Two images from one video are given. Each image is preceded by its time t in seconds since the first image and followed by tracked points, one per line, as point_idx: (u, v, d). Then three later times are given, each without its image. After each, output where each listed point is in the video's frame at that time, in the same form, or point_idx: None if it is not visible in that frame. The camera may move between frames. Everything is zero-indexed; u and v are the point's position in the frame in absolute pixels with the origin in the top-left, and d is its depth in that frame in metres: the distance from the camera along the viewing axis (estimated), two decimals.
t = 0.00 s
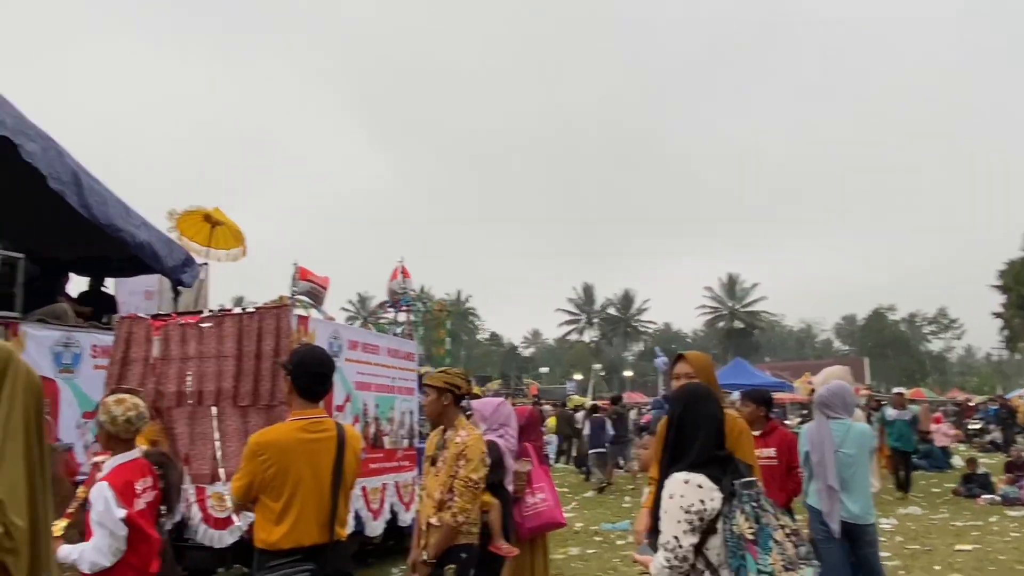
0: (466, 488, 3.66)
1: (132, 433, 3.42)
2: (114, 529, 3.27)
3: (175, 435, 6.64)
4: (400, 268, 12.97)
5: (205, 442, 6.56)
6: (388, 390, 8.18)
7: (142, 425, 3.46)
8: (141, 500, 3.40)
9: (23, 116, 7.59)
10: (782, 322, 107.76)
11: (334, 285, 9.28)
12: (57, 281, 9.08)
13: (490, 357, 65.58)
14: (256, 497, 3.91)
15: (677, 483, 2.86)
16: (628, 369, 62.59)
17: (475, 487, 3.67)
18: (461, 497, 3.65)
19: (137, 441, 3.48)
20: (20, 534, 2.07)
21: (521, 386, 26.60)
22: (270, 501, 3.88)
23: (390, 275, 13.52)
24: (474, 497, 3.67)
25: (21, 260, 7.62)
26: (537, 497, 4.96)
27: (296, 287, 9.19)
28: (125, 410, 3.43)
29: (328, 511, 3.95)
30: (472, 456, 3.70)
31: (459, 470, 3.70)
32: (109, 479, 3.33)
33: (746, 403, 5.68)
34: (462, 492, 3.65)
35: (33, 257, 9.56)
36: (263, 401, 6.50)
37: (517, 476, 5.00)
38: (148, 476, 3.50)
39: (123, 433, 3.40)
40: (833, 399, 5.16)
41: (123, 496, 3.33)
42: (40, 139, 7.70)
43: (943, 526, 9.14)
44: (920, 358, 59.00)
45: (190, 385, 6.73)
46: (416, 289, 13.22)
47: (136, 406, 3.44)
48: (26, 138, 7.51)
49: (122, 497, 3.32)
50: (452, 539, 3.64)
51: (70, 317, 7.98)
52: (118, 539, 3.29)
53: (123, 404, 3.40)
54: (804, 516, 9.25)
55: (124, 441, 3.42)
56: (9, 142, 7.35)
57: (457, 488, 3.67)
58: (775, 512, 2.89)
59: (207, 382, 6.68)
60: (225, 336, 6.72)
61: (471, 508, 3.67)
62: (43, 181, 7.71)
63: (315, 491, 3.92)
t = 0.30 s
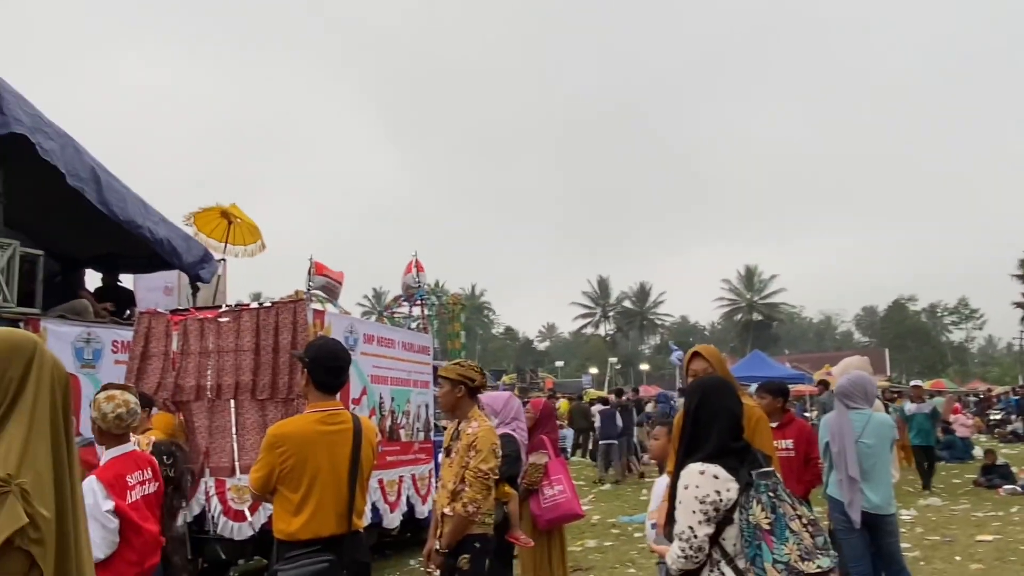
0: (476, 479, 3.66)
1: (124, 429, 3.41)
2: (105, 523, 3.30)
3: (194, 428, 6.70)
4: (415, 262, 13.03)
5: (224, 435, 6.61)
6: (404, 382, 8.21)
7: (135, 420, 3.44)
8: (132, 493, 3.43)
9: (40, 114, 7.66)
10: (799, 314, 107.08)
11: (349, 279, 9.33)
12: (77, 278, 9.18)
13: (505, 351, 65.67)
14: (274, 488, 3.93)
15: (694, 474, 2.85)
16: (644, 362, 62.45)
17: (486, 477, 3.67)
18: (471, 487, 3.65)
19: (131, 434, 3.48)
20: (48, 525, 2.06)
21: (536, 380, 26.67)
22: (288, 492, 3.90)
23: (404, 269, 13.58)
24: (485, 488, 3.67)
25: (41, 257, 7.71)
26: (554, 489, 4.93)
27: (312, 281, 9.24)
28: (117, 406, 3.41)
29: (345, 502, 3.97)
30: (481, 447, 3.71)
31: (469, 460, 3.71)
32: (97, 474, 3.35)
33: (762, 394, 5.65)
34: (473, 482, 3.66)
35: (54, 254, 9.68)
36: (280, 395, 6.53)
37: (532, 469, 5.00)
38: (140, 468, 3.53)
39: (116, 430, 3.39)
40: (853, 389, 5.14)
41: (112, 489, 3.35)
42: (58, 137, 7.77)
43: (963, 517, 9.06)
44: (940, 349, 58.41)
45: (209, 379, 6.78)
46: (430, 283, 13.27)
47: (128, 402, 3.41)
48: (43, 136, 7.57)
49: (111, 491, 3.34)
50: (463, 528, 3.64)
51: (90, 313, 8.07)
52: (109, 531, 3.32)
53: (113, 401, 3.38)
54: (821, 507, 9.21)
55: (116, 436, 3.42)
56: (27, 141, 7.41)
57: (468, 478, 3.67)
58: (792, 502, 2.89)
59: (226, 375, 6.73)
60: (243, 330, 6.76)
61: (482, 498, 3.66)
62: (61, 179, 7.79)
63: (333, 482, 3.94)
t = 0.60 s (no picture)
0: (490, 472, 3.65)
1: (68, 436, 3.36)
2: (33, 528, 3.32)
3: (203, 424, 6.72)
4: (421, 258, 13.05)
5: (233, 431, 6.63)
6: (411, 378, 8.22)
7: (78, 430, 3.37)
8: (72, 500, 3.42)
9: (47, 112, 7.68)
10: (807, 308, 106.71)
11: (356, 275, 9.34)
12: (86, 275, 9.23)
13: (513, 346, 65.73)
14: (281, 483, 3.95)
15: (703, 468, 2.84)
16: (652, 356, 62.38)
17: (499, 471, 3.66)
18: (485, 481, 3.63)
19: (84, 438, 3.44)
20: (61, 523, 2.03)
21: (544, 375, 26.71)
22: (295, 488, 3.91)
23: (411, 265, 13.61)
24: (498, 483, 3.65)
25: (50, 255, 7.75)
26: (563, 483, 4.92)
27: (320, 277, 9.26)
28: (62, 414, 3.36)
29: (353, 498, 3.98)
30: (495, 441, 3.70)
31: (483, 454, 3.71)
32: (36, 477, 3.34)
33: (770, 388, 5.63)
34: (486, 476, 3.65)
35: (63, 251, 9.73)
36: (288, 391, 6.54)
37: (540, 463, 5.00)
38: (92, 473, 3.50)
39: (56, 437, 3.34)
40: (863, 382, 5.11)
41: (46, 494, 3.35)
42: (65, 136, 7.79)
43: (973, 509, 9.02)
44: (949, 341, 58.15)
45: (217, 375, 6.80)
46: (436, 278, 13.28)
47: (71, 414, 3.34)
48: (51, 134, 7.60)
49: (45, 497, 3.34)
50: (477, 523, 3.61)
51: (98, 310, 8.10)
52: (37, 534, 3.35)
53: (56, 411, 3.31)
54: (830, 500, 9.18)
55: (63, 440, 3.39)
56: (35, 139, 7.44)
57: (481, 472, 3.67)
58: (802, 495, 2.87)
59: (234, 371, 6.75)
60: (250, 326, 6.78)
61: (496, 492, 3.65)
62: (69, 177, 7.81)
63: (342, 477, 3.95)
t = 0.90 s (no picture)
0: (502, 467, 3.64)
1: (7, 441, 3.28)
2: None
3: (211, 421, 6.74)
4: (428, 254, 13.06)
5: (241, 427, 6.65)
6: (419, 374, 8.23)
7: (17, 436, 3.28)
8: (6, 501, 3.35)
9: (55, 111, 7.70)
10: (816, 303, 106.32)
11: (363, 272, 9.35)
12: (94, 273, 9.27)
13: (520, 342, 65.77)
14: (288, 479, 3.95)
15: (711, 463, 2.82)
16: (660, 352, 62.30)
17: (511, 466, 3.66)
18: (497, 476, 3.63)
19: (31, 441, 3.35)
20: (70, 520, 2.03)
21: (551, 371, 26.75)
22: (301, 483, 3.92)
23: (418, 261, 13.62)
24: (509, 478, 3.65)
25: (58, 253, 7.79)
26: (570, 479, 4.90)
27: (326, 274, 9.27)
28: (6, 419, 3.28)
29: (359, 493, 3.99)
30: (506, 435, 3.70)
31: (495, 449, 3.71)
32: None
33: (779, 382, 5.60)
34: (498, 471, 3.64)
35: (71, 249, 9.78)
36: (296, 387, 6.55)
37: (547, 459, 5.00)
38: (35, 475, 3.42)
39: None
40: (870, 376, 5.09)
41: None
42: (72, 134, 7.82)
43: (982, 505, 8.98)
44: (959, 336, 57.89)
45: (224, 372, 6.82)
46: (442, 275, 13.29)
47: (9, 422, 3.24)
48: (58, 133, 7.62)
49: None
50: (490, 518, 3.61)
51: (106, 308, 8.14)
52: None
53: None
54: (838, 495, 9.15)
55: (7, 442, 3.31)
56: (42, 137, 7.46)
57: (493, 467, 3.66)
58: (810, 490, 2.86)
59: (242, 368, 6.77)
60: (258, 323, 6.79)
61: (508, 487, 3.65)
62: (76, 175, 7.84)
63: (348, 473, 3.96)
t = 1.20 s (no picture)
0: (506, 467, 3.65)
1: None
2: None
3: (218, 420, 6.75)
4: (434, 252, 13.07)
5: (248, 425, 6.66)
6: (425, 371, 8.24)
7: None
8: None
9: (62, 110, 7.73)
10: (824, 300, 105.96)
11: (369, 269, 9.36)
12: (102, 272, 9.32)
13: (526, 340, 65.86)
14: (294, 477, 3.96)
15: (721, 462, 2.82)
16: (666, 349, 62.21)
17: (516, 466, 3.66)
18: (501, 475, 3.64)
19: None
20: (76, 521, 2.04)
21: (558, 368, 26.76)
22: (308, 482, 3.93)
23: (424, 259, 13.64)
24: (513, 477, 3.64)
25: (66, 252, 7.83)
26: (576, 476, 4.90)
27: (333, 272, 9.29)
28: None
29: (365, 491, 4.00)
30: (511, 434, 3.70)
31: (500, 448, 3.72)
32: None
33: (792, 379, 5.57)
34: (502, 471, 3.64)
35: (79, 247, 9.82)
36: (302, 385, 6.56)
37: (553, 457, 5.00)
38: None
39: None
40: (877, 374, 5.07)
41: None
42: (79, 134, 7.85)
43: (990, 503, 8.95)
44: (967, 333, 57.65)
45: (231, 370, 6.85)
46: (449, 272, 13.30)
47: None
48: (66, 132, 7.64)
49: None
50: (493, 518, 3.61)
51: (114, 306, 8.17)
52: None
53: None
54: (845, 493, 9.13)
55: None
56: (49, 137, 7.48)
57: (498, 466, 3.67)
58: (819, 490, 2.85)
59: (249, 366, 6.79)
60: (264, 321, 6.81)
61: (512, 487, 3.65)
62: (83, 174, 7.86)
63: (355, 470, 3.97)
